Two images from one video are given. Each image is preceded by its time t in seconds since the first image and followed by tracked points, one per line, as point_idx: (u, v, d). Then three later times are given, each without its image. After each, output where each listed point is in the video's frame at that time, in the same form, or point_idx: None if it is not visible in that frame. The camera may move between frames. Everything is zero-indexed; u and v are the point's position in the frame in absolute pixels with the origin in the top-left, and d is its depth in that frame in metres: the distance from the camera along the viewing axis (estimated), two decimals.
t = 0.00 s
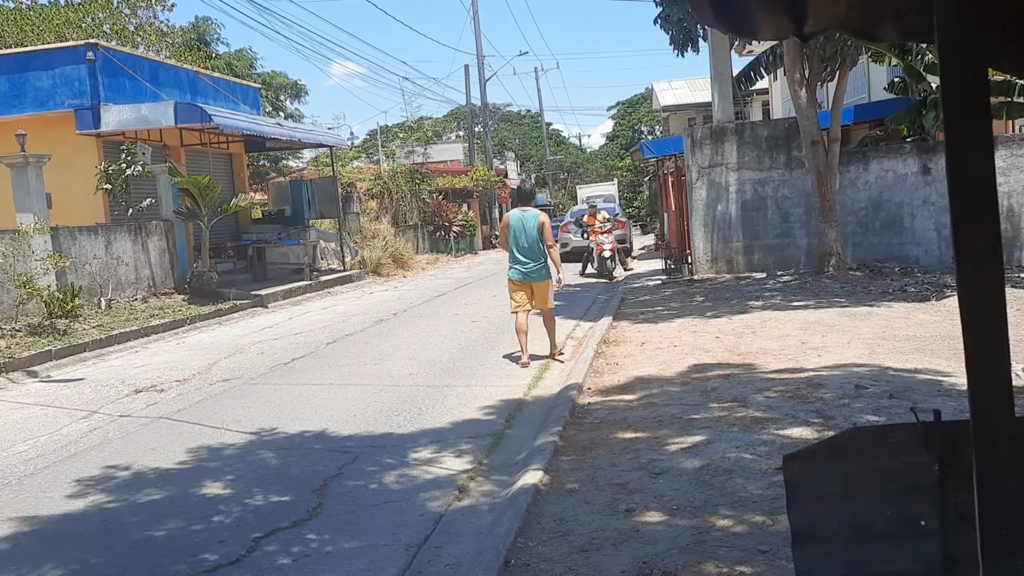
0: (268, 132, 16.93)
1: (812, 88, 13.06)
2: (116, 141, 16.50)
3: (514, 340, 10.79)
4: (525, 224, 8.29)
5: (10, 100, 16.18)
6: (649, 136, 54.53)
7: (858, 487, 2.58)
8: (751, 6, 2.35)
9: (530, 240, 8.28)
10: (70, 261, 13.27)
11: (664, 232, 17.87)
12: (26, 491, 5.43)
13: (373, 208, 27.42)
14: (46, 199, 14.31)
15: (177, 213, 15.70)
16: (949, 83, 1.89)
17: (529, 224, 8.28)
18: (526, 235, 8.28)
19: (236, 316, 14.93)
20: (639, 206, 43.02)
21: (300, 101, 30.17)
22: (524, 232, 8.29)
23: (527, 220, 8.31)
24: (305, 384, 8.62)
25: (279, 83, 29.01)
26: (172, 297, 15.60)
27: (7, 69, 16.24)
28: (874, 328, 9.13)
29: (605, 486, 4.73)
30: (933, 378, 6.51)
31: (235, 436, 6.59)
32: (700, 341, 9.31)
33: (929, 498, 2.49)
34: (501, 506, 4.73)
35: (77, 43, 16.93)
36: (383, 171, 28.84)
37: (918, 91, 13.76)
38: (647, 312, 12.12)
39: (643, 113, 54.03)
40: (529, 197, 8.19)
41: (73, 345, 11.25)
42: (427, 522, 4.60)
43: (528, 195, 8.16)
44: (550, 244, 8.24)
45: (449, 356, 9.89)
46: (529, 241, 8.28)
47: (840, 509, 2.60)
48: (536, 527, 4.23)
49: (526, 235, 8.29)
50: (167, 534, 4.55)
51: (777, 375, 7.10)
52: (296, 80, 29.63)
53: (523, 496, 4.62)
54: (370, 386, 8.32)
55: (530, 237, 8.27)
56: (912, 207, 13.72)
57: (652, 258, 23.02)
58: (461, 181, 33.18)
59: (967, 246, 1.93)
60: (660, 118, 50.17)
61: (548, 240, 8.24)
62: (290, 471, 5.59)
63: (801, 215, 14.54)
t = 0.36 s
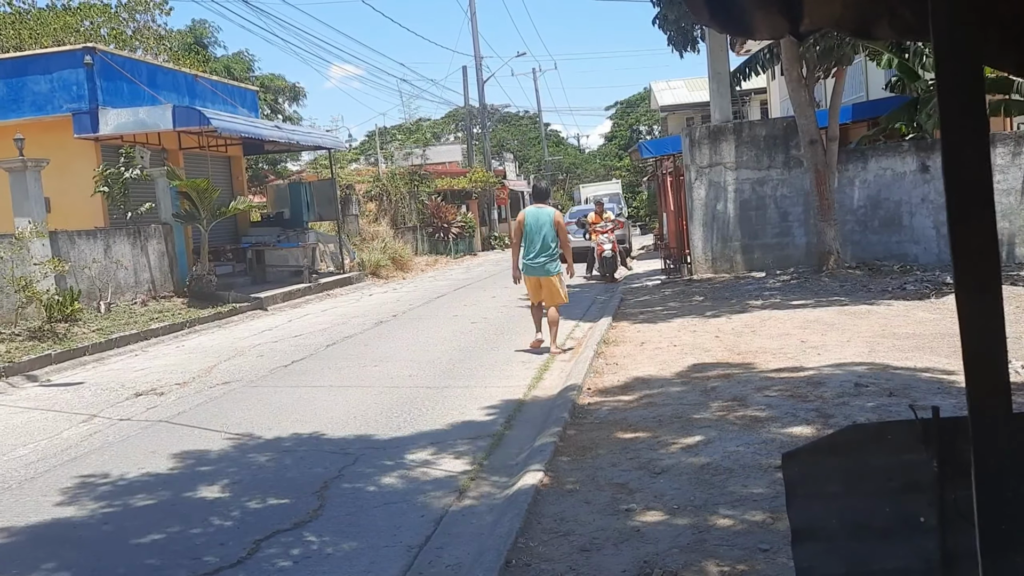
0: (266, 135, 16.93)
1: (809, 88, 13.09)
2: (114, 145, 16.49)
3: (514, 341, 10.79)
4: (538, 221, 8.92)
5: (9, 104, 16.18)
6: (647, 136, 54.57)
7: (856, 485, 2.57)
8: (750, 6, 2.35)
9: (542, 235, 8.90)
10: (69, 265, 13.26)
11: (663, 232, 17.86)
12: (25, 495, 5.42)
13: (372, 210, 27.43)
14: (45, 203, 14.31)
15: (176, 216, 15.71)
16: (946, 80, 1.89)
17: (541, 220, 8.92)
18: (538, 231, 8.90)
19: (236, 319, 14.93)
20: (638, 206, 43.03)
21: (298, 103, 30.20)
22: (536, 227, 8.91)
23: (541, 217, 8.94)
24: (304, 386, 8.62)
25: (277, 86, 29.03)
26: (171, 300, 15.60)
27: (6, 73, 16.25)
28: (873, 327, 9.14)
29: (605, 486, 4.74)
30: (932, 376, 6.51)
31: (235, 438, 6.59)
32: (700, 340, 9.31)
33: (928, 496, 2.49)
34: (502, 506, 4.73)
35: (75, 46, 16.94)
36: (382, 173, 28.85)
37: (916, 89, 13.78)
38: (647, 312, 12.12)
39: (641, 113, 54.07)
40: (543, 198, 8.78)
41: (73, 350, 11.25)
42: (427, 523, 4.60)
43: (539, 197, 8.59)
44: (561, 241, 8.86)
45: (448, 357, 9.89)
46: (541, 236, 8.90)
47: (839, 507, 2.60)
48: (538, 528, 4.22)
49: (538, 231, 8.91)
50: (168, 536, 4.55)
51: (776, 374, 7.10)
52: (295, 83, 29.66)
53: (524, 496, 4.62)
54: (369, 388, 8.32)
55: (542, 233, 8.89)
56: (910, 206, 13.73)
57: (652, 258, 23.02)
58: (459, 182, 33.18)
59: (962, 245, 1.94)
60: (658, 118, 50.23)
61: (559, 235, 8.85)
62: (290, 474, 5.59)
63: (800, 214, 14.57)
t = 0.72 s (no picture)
0: (264, 137, 16.94)
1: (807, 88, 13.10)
2: (112, 148, 16.49)
3: (512, 343, 10.79)
4: (542, 223, 9.33)
5: (6, 107, 16.16)
6: (645, 137, 54.62)
7: (854, 483, 2.58)
8: (745, 7, 2.35)
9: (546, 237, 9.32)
10: (67, 268, 13.25)
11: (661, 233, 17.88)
12: (23, 500, 5.41)
13: (370, 212, 27.38)
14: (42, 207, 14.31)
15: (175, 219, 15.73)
16: (939, 79, 1.90)
17: (545, 222, 9.34)
18: (543, 233, 9.32)
19: (234, 322, 14.93)
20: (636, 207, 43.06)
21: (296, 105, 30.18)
22: (541, 230, 9.33)
23: (545, 219, 9.34)
24: (303, 388, 8.62)
25: (275, 88, 29.01)
26: (170, 303, 15.60)
27: (3, 76, 16.23)
28: (871, 327, 9.16)
29: (604, 487, 4.74)
30: (930, 376, 6.53)
31: (234, 442, 6.58)
32: (699, 341, 9.32)
33: (926, 495, 2.50)
34: (500, 508, 4.73)
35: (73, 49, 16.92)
36: (380, 175, 28.85)
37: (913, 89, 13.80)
38: (646, 313, 12.12)
39: (639, 114, 54.15)
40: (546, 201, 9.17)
41: (72, 353, 11.24)
42: (426, 525, 4.61)
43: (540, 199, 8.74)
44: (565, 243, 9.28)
45: (447, 359, 9.89)
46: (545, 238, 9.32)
47: (837, 505, 2.60)
48: (537, 530, 4.22)
49: (543, 233, 9.33)
50: (167, 540, 4.55)
51: (775, 374, 7.11)
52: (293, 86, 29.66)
53: (522, 498, 4.62)
54: (368, 390, 8.33)
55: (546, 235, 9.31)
56: (908, 205, 13.75)
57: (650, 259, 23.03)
58: (457, 183, 33.17)
59: (958, 243, 1.94)
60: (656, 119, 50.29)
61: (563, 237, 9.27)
62: (289, 477, 5.59)
63: (798, 214, 14.60)
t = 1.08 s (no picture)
0: (263, 140, 16.94)
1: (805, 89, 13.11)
2: (110, 151, 16.48)
3: (512, 345, 10.79)
4: (549, 222, 9.41)
5: (4, 111, 16.16)
6: (644, 138, 54.67)
7: (851, 483, 2.58)
8: (741, 8, 2.36)
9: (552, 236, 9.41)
10: (65, 271, 13.24)
11: (660, 234, 17.89)
12: (21, 503, 5.41)
13: (369, 214, 27.38)
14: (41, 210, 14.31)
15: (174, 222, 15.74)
16: (935, 78, 1.90)
17: (551, 221, 9.42)
18: (549, 231, 9.41)
19: (233, 325, 14.93)
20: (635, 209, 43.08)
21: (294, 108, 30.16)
22: (548, 229, 9.41)
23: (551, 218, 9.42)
24: (302, 390, 8.62)
25: (274, 90, 29.01)
26: (169, 306, 15.59)
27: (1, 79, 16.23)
28: (870, 327, 9.16)
29: (603, 489, 4.74)
30: (929, 376, 6.54)
31: (232, 444, 6.58)
32: (698, 342, 9.32)
33: (923, 495, 2.51)
34: (499, 510, 4.73)
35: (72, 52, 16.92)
36: (379, 177, 28.82)
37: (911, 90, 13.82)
38: (645, 314, 12.12)
39: (637, 115, 54.21)
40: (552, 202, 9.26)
41: (70, 356, 11.23)
42: (426, 527, 4.61)
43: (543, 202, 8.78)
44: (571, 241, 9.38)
45: (446, 361, 9.88)
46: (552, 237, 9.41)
47: (834, 506, 2.60)
48: (536, 532, 4.22)
49: (549, 232, 9.41)
50: (166, 543, 4.54)
51: (774, 375, 7.11)
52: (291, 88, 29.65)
53: (521, 500, 4.62)
54: (367, 392, 8.33)
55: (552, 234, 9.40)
56: (906, 206, 13.77)
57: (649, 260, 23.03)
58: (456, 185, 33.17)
59: (957, 244, 1.94)
60: (655, 120, 50.32)
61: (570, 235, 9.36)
62: (287, 480, 5.58)
63: (796, 215, 14.62)
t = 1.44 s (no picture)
0: (262, 143, 16.94)
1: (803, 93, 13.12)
2: (109, 154, 16.46)
3: (510, 348, 10.78)
4: (557, 224, 9.42)
5: (3, 114, 16.21)
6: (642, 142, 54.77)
7: (852, 489, 2.57)
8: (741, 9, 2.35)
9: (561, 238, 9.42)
10: (64, 274, 13.22)
11: (658, 238, 17.87)
12: (17, 508, 5.38)
13: (367, 217, 27.36)
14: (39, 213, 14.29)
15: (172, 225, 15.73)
16: (937, 82, 1.90)
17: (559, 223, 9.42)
18: (558, 233, 9.41)
19: (231, 328, 14.91)
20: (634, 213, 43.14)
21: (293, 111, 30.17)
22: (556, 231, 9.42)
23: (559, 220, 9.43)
24: (300, 394, 8.60)
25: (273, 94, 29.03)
26: (167, 309, 15.58)
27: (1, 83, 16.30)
28: (869, 332, 9.15)
29: (602, 494, 4.72)
30: (928, 381, 6.52)
31: (229, 449, 6.56)
32: (696, 346, 9.30)
33: (924, 501, 2.50)
34: (498, 515, 4.72)
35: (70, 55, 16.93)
36: (377, 180, 28.83)
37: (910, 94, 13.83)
38: (644, 318, 12.12)
39: (636, 120, 54.32)
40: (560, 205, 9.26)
41: (68, 359, 11.22)
42: (424, 531, 4.60)
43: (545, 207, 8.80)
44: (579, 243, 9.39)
45: (444, 365, 9.87)
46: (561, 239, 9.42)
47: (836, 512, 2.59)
48: (534, 537, 4.20)
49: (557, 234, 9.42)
50: (163, 548, 4.53)
51: (773, 379, 7.10)
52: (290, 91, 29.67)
53: (520, 505, 4.61)
54: (365, 396, 8.31)
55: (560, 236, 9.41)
56: (905, 210, 13.76)
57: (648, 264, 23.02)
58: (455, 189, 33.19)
59: (958, 249, 1.93)
60: (653, 124, 50.41)
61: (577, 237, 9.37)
62: (285, 484, 5.56)
63: (795, 219, 14.62)
